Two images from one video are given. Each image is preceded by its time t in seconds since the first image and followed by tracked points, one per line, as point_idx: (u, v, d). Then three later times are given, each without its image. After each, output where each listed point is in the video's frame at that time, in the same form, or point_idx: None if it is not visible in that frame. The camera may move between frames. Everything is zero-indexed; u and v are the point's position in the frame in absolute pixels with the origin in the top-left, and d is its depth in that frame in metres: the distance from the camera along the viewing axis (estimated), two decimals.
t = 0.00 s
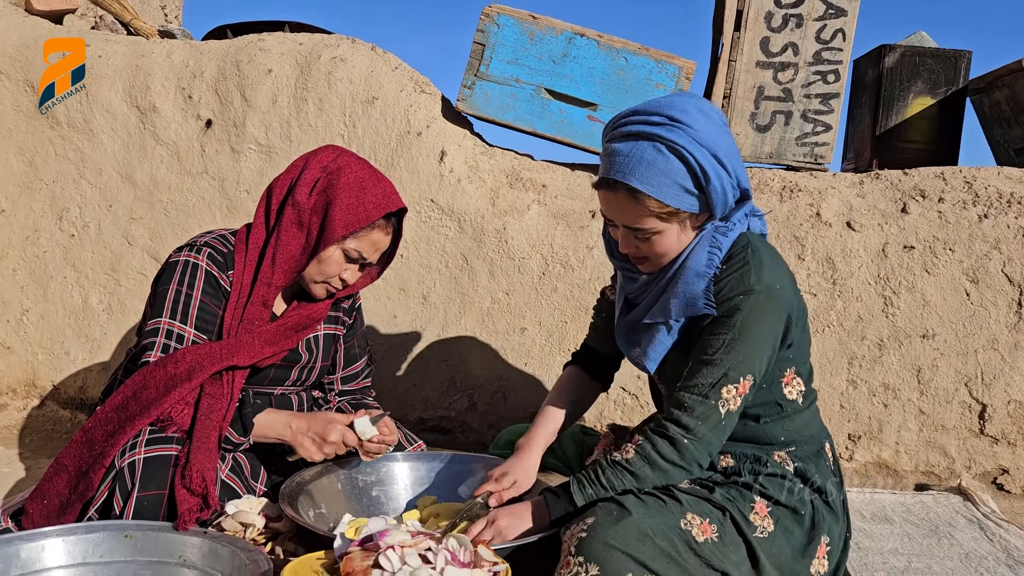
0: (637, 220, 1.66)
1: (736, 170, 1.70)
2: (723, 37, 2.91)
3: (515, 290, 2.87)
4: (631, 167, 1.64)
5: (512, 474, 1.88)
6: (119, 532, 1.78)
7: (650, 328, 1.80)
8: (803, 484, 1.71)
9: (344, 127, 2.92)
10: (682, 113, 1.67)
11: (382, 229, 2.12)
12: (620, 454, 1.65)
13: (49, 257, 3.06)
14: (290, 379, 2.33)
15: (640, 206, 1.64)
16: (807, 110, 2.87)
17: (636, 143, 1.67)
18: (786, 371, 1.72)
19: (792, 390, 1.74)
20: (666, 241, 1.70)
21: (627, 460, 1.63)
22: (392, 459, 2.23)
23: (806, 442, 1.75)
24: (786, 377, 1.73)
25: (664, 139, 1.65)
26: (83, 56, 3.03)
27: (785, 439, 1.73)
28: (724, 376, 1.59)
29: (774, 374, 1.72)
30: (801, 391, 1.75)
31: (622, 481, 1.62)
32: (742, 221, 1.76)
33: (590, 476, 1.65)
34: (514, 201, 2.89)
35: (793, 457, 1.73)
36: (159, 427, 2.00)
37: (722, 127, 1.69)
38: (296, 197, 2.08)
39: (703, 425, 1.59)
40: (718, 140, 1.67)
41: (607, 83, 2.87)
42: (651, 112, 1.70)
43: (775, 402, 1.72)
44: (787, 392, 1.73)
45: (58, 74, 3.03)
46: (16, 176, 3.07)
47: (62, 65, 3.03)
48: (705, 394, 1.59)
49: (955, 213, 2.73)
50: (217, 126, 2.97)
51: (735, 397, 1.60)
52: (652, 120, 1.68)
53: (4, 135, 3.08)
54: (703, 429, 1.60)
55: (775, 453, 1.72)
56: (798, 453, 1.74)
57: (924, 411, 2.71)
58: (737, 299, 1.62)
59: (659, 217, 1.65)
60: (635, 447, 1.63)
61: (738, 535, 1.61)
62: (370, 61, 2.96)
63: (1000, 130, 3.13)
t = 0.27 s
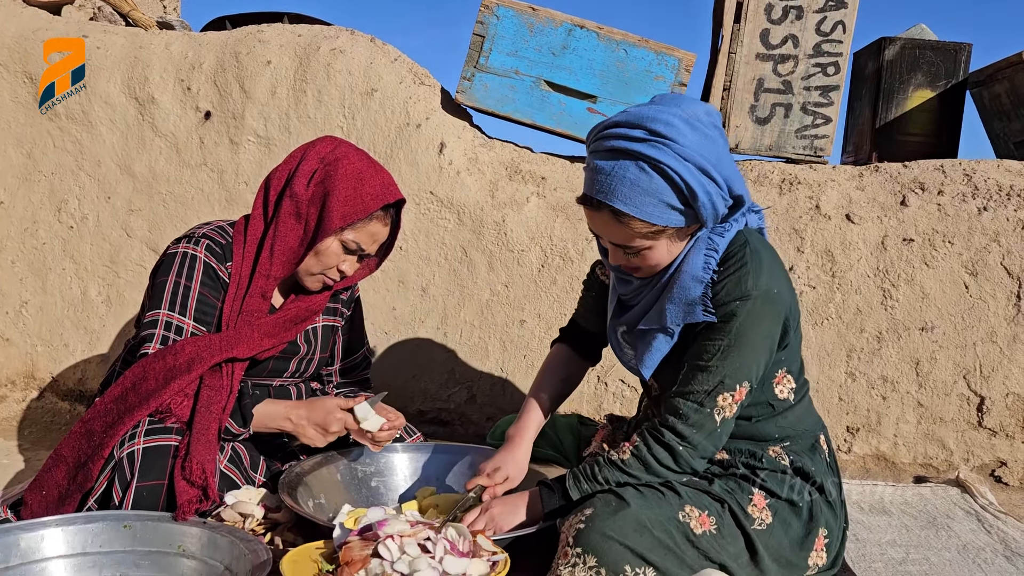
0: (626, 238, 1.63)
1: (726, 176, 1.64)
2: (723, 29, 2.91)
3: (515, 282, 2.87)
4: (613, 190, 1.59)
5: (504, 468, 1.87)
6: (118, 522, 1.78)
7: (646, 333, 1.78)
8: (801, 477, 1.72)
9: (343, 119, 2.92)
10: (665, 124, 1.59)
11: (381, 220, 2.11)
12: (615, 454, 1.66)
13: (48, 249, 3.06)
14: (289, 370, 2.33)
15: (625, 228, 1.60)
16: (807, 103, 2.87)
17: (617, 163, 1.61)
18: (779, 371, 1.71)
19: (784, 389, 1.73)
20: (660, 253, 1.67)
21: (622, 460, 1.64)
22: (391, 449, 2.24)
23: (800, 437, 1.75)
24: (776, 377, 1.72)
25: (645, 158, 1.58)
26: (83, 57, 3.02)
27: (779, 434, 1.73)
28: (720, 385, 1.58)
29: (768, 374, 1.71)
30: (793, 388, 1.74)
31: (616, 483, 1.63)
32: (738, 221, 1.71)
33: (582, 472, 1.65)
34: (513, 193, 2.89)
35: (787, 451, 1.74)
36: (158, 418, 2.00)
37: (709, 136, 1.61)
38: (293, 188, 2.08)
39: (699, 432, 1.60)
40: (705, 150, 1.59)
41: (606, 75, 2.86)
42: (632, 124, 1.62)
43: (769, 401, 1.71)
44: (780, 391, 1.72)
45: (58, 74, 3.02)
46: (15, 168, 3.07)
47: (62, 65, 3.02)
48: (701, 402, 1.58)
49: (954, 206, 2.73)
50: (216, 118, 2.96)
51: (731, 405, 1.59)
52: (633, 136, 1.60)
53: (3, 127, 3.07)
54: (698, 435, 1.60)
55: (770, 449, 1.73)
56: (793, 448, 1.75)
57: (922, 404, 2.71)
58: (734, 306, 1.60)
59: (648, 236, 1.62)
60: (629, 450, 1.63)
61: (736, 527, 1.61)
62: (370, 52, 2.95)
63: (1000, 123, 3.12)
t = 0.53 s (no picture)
0: (644, 221, 1.63)
1: (747, 166, 1.63)
2: (723, 24, 2.92)
3: (514, 277, 2.87)
4: (634, 174, 1.59)
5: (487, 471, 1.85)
6: (117, 515, 1.78)
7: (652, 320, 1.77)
8: (800, 473, 1.71)
9: (342, 113, 2.91)
10: (691, 111, 1.59)
11: (380, 216, 2.10)
12: (614, 445, 1.64)
13: (46, 243, 3.05)
14: (288, 365, 2.32)
15: (645, 209, 1.60)
16: (807, 98, 2.87)
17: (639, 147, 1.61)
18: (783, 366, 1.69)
19: (789, 384, 1.71)
20: (677, 240, 1.67)
21: (622, 452, 1.62)
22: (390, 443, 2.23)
23: (802, 433, 1.74)
24: (782, 371, 1.70)
25: (668, 143, 1.58)
26: (84, 57, 3.01)
27: (781, 429, 1.72)
28: (723, 377, 1.57)
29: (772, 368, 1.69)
30: (797, 383, 1.72)
31: (613, 475, 1.62)
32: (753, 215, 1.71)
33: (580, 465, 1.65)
34: (512, 187, 2.88)
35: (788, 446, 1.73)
36: (156, 412, 1.99)
37: (731, 125, 1.61)
38: (293, 182, 2.07)
39: (699, 425, 1.59)
40: (728, 139, 1.60)
41: (606, 70, 2.86)
42: (655, 109, 1.62)
43: (772, 396, 1.69)
44: (783, 386, 1.70)
45: (58, 75, 3.02)
46: (13, 162, 3.06)
47: (62, 67, 3.01)
48: (703, 393, 1.57)
49: (953, 201, 2.74)
50: (215, 112, 2.96)
51: (733, 398, 1.58)
52: (657, 120, 1.61)
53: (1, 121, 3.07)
54: (698, 428, 1.59)
55: (771, 444, 1.72)
56: (794, 444, 1.74)
57: (921, 399, 2.71)
58: (740, 299, 1.59)
59: (666, 220, 1.62)
60: (628, 441, 1.62)
61: (734, 521, 1.62)
62: (369, 47, 2.95)
63: (1000, 119, 3.12)
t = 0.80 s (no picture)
0: (645, 219, 1.64)
1: (749, 166, 1.64)
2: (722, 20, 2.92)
3: (513, 273, 2.86)
4: (636, 173, 1.59)
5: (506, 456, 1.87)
6: (114, 510, 1.78)
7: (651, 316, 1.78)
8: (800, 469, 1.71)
9: (341, 108, 2.91)
10: (694, 111, 1.59)
11: (380, 212, 2.09)
12: (612, 440, 1.65)
13: (44, 239, 3.04)
14: (287, 360, 2.32)
15: (645, 208, 1.60)
16: (806, 94, 2.87)
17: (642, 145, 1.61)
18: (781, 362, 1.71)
19: (787, 380, 1.72)
20: (676, 238, 1.67)
21: (618, 446, 1.63)
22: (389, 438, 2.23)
23: (801, 429, 1.75)
24: (781, 368, 1.71)
25: (672, 143, 1.58)
26: (83, 56, 3.00)
27: (781, 426, 1.73)
28: (718, 371, 1.57)
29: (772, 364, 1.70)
30: (796, 380, 1.73)
31: (612, 468, 1.62)
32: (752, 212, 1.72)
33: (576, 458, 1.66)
34: (511, 183, 2.88)
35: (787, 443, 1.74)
36: (156, 407, 1.99)
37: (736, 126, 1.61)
38: (293, 177, 2.06)
39: (694, 418, 1.59)
40: (731, 139, 1.60)
41: (606, 66, 2.86)
42: (660, 108, 1.62)
43: (771, 392, 1.70)
44: (782, 382, 1.71)
45: (59, 75, 3.01)
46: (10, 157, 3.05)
47: (62, 65, 3.01)
48: (698, 386, 1.58)
49: (953, 198, 2.73)
50: (213, 108, 2.95)
51: (728, 392, 1.58)
52: (661, 119, 1.60)
53: None
54: (693, 422, 1.59)
55: (770, 440, 1.73)
56: (793, 440, 1.75)
57: (920, 396, 2.71)
58: (737, 294, 1.59)
59: (667, 218, 1.62)
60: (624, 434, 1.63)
61: (735, 514, 1.61)
62: (368, 42, 2.94)
63: (999, 116, 3.12)
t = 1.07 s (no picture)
0: (611, 239, 1.63)
1: (708, 172, 1.61)
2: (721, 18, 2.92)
3: (512, 270, 2.87)
4: (594, 200, 1.58)
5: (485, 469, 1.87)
6: (112, 506, 1.77)
7: (633, 323, 1.76)
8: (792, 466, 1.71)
9: (339, 105, 2.91)
10: (640, 128, 1.56)
11: (381, 209, 2.09)
12: (605, 439, 1.66)
13: (42, 235, 3.04)
14: (285, 356, 2.32)
15: (608, 230, 1.59)
16: (805, 92, 2.88)
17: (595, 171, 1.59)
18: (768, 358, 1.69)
19: (774, 375, 1.71)
20: (649, 250, 1.66)
21: (612, 445, 1.63)
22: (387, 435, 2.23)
23: (793, 426, 1.74)
24: (769, 362, 1.69)
25: (623, 165, 1.56)
26: (84, 56, 3.00)
27: (772, 423, 1.73)
28: (708, 369, 1.57)
29: (761, 361, 1.69)
30: (782, 374, 1.72)
31: (605, 468, 1.62)
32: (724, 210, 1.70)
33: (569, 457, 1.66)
34: (509, 181, 2.88)
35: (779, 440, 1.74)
36: (157, 402, 1.99)
37: (686, 135, 1.58)
38: (294, 173, 2.06)
39: (685, 417, 1.59)
40: (682, 150, 1.57)
41: (605, 63, 2.86)
42: (607, 130, 1.59)
43: (758, 388, 1.69)
44: (769, 377, 1.70)
45: (59, 75, 3.01)
46: (9, 153, 3.04)
47: (62, 65, 3.00)
48: (688, 386, 1.58)
49: (951, 196, 2.74)
50: (212, 104, 2.95)
51: (718, 390, 1.58)
52: (609, 143, 1.58)
53: None
54: (684, 421, 1.59)
55: (762, 438, 1.72)
56: (785, 437, 1.74)
57: (918, 393, 2.72)
58: (723, 292, 1.59)
59: (632, 235, 1.61)
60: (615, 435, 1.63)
61: (729, 513, 1.62)
62: (367, 39, 2.94)
63: (997, 115, 3.13)
